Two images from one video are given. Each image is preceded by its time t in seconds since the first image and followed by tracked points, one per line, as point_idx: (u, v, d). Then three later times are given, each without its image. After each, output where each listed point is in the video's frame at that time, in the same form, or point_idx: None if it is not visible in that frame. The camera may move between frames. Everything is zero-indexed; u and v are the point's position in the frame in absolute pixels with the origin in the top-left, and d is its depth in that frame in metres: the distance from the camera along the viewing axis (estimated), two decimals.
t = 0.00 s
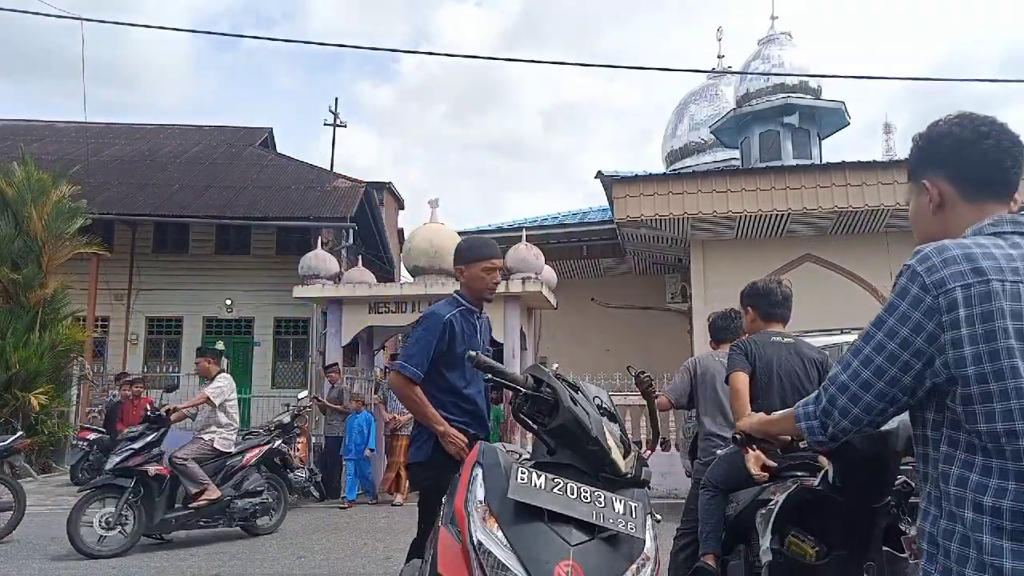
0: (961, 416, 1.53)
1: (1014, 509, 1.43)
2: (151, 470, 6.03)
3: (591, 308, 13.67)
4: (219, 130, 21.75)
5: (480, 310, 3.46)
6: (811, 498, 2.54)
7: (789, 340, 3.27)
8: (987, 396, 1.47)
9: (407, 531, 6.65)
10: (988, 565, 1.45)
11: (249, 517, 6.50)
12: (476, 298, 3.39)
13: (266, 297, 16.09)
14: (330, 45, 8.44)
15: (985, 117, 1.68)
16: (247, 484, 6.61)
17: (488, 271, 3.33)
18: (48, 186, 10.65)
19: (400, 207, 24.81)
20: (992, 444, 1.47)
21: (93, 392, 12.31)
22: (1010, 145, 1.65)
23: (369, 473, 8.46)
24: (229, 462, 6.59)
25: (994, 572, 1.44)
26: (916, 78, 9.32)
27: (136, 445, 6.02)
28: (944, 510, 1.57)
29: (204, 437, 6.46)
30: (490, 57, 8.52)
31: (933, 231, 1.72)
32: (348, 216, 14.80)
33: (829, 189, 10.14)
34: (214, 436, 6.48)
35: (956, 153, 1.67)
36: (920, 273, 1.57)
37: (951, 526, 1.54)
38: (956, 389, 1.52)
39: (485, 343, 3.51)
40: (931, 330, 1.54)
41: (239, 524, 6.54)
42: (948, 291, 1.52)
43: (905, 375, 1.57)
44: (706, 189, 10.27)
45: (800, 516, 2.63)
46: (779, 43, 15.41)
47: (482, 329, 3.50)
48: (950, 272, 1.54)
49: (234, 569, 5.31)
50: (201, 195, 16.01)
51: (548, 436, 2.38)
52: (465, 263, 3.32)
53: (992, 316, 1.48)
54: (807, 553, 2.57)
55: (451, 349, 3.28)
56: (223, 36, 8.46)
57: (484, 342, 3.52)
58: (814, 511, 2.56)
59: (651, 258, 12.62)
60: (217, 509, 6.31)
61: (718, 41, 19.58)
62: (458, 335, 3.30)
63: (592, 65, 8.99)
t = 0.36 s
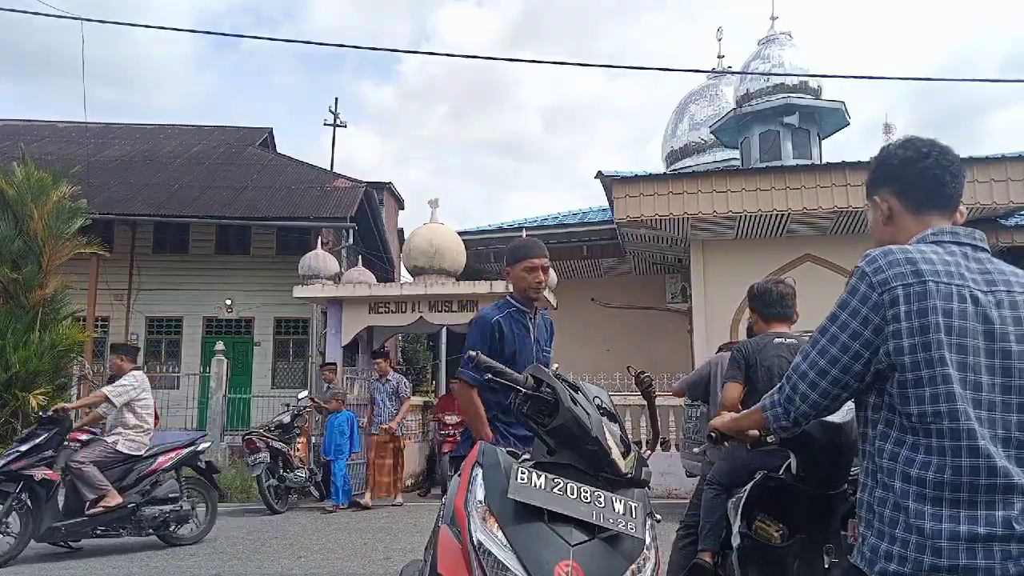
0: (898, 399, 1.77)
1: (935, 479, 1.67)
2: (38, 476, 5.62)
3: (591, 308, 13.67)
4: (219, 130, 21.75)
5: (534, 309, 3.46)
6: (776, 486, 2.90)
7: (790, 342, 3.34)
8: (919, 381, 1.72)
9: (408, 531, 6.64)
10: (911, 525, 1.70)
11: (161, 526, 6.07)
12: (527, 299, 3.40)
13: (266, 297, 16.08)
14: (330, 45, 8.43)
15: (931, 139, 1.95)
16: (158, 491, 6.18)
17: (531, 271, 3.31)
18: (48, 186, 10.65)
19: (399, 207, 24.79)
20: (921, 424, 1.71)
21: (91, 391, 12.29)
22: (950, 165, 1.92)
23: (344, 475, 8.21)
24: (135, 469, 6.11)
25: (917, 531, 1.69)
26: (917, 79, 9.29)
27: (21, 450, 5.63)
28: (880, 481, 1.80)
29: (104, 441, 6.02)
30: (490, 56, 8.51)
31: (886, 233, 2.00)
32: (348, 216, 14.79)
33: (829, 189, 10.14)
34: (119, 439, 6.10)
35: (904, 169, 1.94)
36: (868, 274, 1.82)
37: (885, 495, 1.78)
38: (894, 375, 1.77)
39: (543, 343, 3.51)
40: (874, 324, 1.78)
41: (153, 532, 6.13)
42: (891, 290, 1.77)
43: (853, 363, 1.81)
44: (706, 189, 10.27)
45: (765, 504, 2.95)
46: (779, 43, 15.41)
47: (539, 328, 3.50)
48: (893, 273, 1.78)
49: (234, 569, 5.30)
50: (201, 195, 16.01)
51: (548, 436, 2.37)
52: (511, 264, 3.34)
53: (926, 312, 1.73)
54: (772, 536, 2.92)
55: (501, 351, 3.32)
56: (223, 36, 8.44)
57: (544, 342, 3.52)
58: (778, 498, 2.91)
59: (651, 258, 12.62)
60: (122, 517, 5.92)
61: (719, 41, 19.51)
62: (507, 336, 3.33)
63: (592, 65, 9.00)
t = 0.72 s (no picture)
0: (854, 395, 1.91)
1: (882, 465, 1.82)
2: None
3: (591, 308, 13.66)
4: (219, 130, 21.75)
5: (556, 303, 3.40)
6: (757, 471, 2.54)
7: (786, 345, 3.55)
8: (871, 379, 1.86)
9: (408, 531, 6.64)
10: (860, 505, 1.85)
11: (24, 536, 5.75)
12: (548, 291, 3.35)
13: (266, 297, 16.08)
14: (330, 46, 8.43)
15: (882, 171, 2.18)
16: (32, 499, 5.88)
17: (552, 263, 3.27)
18: (48, 186, 10.64)
19: (399, 207, 24.79)
20: (872, 417, 1.86)
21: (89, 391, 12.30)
22: (900, 194, 2.12)
23: (324, 476, 7.97)
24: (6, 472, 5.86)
25: (865, 509, 1.84)
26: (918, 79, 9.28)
27: None
28: (836, 467, 1.95)
29: None
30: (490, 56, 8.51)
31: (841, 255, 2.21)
32: (348, 216, 14.79)
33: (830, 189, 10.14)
34: None
35: (860, 196, 2.15)
36: (832, 285, 1.95)
37: (839, 479, 1.92)
38: (850, 374, 1.91)
39: (568, 338, 3.42)
40: (834, 328, 1.93)
41: (26, 543, 5.85)
42: (852, 300, 1.91)
43: (814, 363, 1.96)
44: (706, 189, 10.27)
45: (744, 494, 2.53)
46: (779, 43, 15.40)
47: (564, 323, 3.42)
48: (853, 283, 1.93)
49: (233, 569, 5.30)
50: (201, 195, 16.01)
51: (548, 436, 2.37)
52: (533, 256, 3.32)
53: (881, 318, 1.87)
54: (751, 522, 2.46)
55: (516, 340, 3.32)
56: (223, 37, 8.45)
57: (571, 338, 3.44)
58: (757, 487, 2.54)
59: (651, 258, 12.62)
60: None
61: (719, 41, 19.49)
62: (522, 326, 3.33)
63: (591, 65, 9.04)
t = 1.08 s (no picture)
0: (812, 391, 2.17)
1: (833, 451, 2.08)
2: None
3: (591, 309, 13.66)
4: (219, 130, 21.75)
5: (543, 302, 3.37)
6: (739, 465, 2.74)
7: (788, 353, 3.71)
8: (826, 377, 2.13)
9: (408, 531, 6.64)
10: (815, 485, 2.11)
11: None
12: (533, 291, 3.33)
13: (266, 297, 16.08)
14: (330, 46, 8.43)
15: (853, 206, 2.45)
16: None
17: (536, 264, 3.25)
18: (48, 186, 10.64)
19: (399, 207, 24.80)
20: (826, 411, 2.12)
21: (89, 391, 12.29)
22: (869, 224, 2.40)
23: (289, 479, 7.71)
24: None
25: (819, 488, 2.10)
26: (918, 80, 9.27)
27: None
28: (796, 453, 2.21)
29: None
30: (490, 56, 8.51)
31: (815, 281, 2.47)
32: (348, 216, 14.79)
33: (830, 189, 10.14)
34: None
35: (832, 227, 2.41)
36: (799, 297, 2.22)
37: (798, 463, 2.18)
38: (809, 374, 2.17)
39: (557, 336, 3.39)
40: (796, 334, 2.20)
41: None
42: (812, 309, 2.18)
43: (777, 361, 2.23)
44: (706, 189, 10.27)
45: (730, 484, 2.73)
46: (779, 43, 15.40)
47: (553, 321, 3.39)
48: (814, 295, 2.19)
49: (234, 569, 5.30)
50: (201, 194, 16.01)
51: (548, 436, 2.37)
52: (516, 257, 3.29)
53: (837, 326, 2.14)
54: (736, 510, 2.61)
55: (504, 341, 3.30)
56: (223, 37, 8.46)
57: (560, 336, 3.40)
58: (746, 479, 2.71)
59: (651, 258, 12.63)
60: None
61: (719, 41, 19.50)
62: (508, 326, 3.30)
63: (591, 65, 9.03)
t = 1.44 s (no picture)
0: (790, 383, 2.43)
1: (806, 434, 2.33)
2: None
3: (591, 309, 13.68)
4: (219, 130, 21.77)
5: (555, 301, 3.36)
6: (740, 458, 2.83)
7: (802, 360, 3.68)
8: (800, 369, 2.38)
9: (408, 531, 6.65)
10: (791, 466, 2.36)
11: None
12: (543, 290, 3.32)
13: (266, 297, 16.10)
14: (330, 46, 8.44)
15: (841, 232, 2.72)
16: None
17: (544, 264, 3.22)
18: (48, 186, 10.64)
19: (399, 207, 24.82)
20: (801, 398, 2.37)
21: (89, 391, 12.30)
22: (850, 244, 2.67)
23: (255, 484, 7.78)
24: None
25: (793, 469, 2.35)
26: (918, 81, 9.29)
27: None
28: (777, 439, 2.46)
29: None
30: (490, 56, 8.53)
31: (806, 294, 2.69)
32: (348, 216, 14.80)
33: (829, 189, 10.15)
34: None
35: (820, 245, 2.67)
36: (780, 299, 2.49)
37: (777, 447, 2.43)
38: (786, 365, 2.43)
39: (571, 337, 3.37)
40: (775, 331, 2.47)
41: None
42: (791, 309, 2.44)
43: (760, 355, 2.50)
44: (706, 189, 10.28)
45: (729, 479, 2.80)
46: (779, 43, 15.41)
47: (566, 320, 3.37)
48: (793, 296, 2.46)
49: (234, 569, 5.31)
50: (201, 195, 16.02)
51: (548, 436, 2.38)
52: (527, 257, 3.28)
53: (810, 323, 2.40)
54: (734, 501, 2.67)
55: (514, 342, 3.30)
56: (223, 38, 8.47)
57: (575, 337, 3.38)
58: (747, 475, 2.80)
59: (651, 258, 12.65)
60: None
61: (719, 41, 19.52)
62: (519, 327, 3.31)
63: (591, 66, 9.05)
